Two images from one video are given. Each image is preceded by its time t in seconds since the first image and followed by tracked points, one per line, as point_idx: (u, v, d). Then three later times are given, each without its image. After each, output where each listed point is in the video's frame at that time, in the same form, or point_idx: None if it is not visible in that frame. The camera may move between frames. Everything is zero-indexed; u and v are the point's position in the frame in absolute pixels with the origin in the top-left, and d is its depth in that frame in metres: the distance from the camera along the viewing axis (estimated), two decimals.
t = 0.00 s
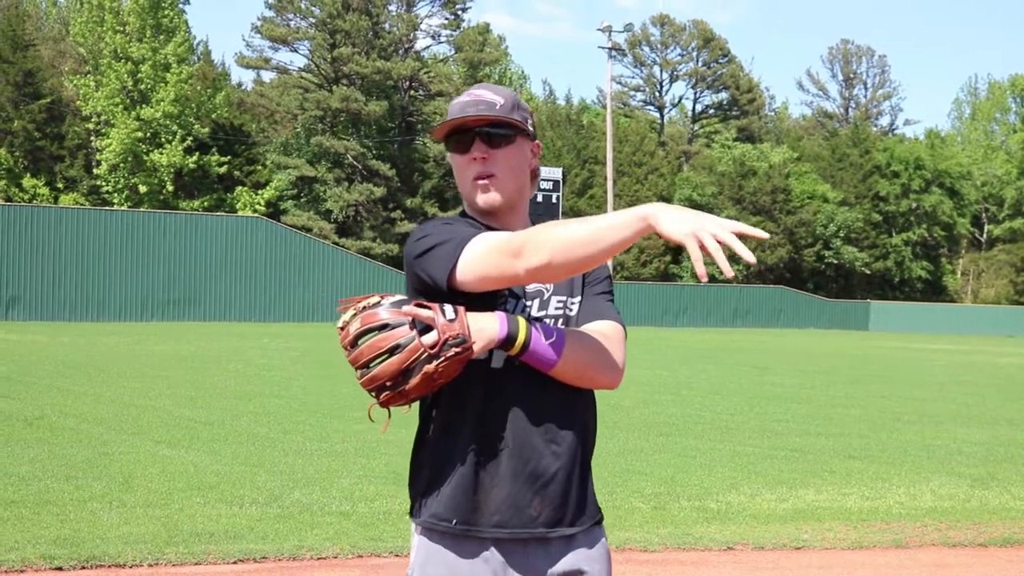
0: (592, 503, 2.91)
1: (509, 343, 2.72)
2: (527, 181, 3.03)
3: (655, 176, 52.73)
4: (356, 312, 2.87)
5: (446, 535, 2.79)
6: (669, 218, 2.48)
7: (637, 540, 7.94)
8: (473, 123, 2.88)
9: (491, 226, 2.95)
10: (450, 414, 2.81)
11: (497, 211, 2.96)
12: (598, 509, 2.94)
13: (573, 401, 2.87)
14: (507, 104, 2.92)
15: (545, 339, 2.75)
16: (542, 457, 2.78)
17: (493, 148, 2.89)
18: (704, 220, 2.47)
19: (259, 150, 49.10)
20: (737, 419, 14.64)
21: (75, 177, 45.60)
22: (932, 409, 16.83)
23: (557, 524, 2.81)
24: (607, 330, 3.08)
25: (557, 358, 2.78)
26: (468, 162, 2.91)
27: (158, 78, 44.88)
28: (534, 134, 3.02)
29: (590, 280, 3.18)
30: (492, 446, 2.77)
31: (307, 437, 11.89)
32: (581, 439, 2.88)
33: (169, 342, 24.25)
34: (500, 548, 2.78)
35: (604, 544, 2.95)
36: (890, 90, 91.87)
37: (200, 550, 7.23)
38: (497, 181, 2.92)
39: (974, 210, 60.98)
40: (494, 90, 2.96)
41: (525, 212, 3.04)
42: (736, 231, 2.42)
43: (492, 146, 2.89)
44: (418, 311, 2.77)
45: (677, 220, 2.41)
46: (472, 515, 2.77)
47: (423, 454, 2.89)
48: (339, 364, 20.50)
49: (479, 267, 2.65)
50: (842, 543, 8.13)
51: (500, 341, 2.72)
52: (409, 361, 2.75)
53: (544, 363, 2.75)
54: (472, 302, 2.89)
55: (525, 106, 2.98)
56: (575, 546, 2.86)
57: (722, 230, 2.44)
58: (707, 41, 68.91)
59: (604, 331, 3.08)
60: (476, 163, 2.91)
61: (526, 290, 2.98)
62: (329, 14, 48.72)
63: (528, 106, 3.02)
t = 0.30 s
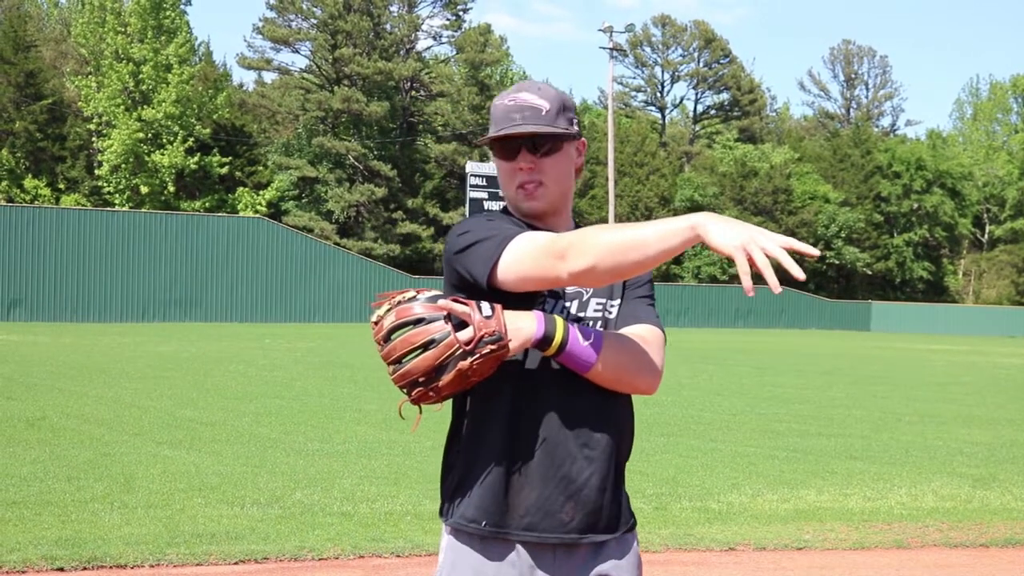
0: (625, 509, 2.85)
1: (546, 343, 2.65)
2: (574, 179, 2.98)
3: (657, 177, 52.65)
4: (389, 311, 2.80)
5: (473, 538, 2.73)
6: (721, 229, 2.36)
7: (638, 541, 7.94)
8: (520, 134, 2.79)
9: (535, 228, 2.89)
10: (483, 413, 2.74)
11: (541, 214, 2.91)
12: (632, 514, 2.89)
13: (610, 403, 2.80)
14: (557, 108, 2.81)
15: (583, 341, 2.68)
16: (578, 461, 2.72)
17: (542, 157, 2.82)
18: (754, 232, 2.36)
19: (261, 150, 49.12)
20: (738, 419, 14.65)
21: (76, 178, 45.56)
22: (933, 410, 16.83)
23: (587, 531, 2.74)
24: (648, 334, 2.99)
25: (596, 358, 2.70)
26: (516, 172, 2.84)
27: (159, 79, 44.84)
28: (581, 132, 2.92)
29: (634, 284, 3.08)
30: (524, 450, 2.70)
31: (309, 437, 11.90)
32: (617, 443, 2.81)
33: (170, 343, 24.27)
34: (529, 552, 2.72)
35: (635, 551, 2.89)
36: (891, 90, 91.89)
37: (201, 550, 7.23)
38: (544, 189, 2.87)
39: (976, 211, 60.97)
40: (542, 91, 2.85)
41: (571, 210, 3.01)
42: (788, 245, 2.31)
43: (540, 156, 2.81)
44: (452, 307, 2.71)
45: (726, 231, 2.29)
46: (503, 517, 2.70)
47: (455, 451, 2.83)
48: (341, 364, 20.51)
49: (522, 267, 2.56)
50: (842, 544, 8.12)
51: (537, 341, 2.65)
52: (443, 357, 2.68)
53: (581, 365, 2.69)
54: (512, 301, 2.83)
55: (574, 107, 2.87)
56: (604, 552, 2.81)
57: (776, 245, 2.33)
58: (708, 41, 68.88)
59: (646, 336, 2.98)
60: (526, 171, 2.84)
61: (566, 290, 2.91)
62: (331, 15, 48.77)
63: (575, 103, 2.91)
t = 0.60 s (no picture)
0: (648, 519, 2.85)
1: (580, 345, 2.63)
2: (617, 184, 2.95)
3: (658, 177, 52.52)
4: (428, 286, 2.75)
5: (498, 539, 2.70)
6: (759, 239, 2.33)
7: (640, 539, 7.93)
8: (564, 121, 2.80)
9: (573, 227, 2.88)
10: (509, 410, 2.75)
11: (582, 211, 2.88)
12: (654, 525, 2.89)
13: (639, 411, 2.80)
14: (603, 97, 2.82)
15: (618, 345, 2.66)
16: (607, 466, 2.72)
17: (586, 145, 2.81)
18: (792, 243, 2.33)
19: (262, 150, 49.17)
20: (740, 418, 14.65)
21: (77, 178, 45.51)
22: (934, 409, 16.82)
23: (610, 538, 2.74)
24: (682, 341, 2.96)
25: (630, 363, 2.68)
26: (558, 159, 2.83)
27: (160, 79, 44.74)
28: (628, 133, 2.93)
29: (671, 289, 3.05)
30: (551, 454, 2.70)
31: (310, 437, 11.91)
32: (644, 453, 2.82)
33: (171, 343, 24.26)
34: (550, 557, 2.71)
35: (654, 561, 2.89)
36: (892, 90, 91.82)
37: (202, 550, 7.23)
38: (586, 179, 2.83)
39: (977, 210, 60.89)
40: (591, 83, 2.87)
41: (610, 217, 2.96)
42: (827, 257, 2.27)
43: (583, 145, 2.81)
44: (491, 298, 2.67)
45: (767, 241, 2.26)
46: (528, 519, 2.69)
47: (482, 451, 2.81)
48: (342, 364, 20.52)
49: (557, 267, 2.53)
50: (843, 543, 8.12)
51: (571, 343, 2.63)
52: (474, 346, 2.66)
53: (616, 369, 2.66)
54: (548, 299, 2.82)
55: (619, 102, 2.89)
56: (625, 560, 2.80)
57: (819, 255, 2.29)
58: (709, 41, 68.77)
59: (680, 345, 2.96)
60: (569, 158, 2.82)
61: (602, 291, 2.90)
62: (331, 15, 48.76)
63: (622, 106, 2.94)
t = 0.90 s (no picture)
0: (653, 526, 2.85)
1: (588, 351, 2.60)
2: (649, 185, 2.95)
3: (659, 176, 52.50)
4: (448, 269, 2.76)
5: (498, 534, 2.74)
6: (773, 267, 2.33)
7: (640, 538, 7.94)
8: (597, 116, 2.80)
9: (600, 223, 2.88)
10: (518, 409, 2.75)
11: (607, 209, 2.89)
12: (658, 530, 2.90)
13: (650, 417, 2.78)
14: (639, 96, 2.81)
15: (627, 355, 2.62)
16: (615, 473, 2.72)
17: (618, 144, 2.81)
18: (809, 272, 2.32)
19: (262, 149, 49.22)
20: (741, 418, 14.66)
21: (77, 177, 45.47)
22: (934, 409, 16.84)
23: (608, 543, 2.73)
24: (699, 356, 2.92)
25: (639, 374, 2.64)
26: (590, 156, 2.82)
27: (160, 78, 44.67)
28: (664, 132, 2.93)
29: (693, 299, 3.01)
30: (556, 457, 2.69)
31: (310, 437, 11.91)
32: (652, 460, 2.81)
33: (172, 342, 24.25)
34: (547, 557, 2.72)
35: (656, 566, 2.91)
36: (893, 89, 91.81)
37: (203, 550, 7.23)
38: (615, 177, 2.83)
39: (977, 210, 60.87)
40: (628, 80, 2.86)
41: (639, 219, 2.96)
42: (843, 289, 2.26)
43: (615, 144, 2.80)
44: (504, 291, 2.68)
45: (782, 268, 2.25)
46: (528, 519, 2.70)
47: (491, 445, 2.82)
48: (342, 364, 20.52)
49: (572, 269, 2.53)
50: (844, 542, 8.13)
51: (579, 348, 2.61)
52: (483, 338, 2.66)
53: (622, 378, 2.63)
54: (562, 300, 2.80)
55: (657, 100, 2.88)
56: (624, 564, 2.80)
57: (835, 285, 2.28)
58: (709, 40, 68.74)
59: (697, 358, 2.92)
60: (599, 155, 2.82)
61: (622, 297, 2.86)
62: (332, 14, 48.74)
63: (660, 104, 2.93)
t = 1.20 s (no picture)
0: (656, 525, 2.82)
1: (550, 362, 2.56)
2: (637, 196, 2.87)
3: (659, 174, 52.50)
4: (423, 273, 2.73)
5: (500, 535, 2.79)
6: (671, 264, 2.29)
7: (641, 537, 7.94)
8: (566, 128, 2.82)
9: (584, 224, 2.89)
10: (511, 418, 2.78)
11: (591, 213, 2.90)
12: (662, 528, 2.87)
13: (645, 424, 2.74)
14: (603, 103, 2.77)
15: (592, 364, 2.55)
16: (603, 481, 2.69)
17: (579, 150, 2.80)
18: (714, 269, 2.29)
19: (262, 149, 49.27)
20: (741, 417, 14.66)
21: (77, 177, 45.43)
22: (934, 408, 16.85)
23: (595, 544, 2.70)
24: (690, 364, 2.70)
25: (606, 382, 2.56)
26: (556, 164, 2.86)
27: (160, 77, 44.57)
28: (656, 138, 2.80)
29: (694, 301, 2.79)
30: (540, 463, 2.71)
31: (310, 436, 11.91)
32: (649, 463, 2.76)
33: (171, 342, 24.21)
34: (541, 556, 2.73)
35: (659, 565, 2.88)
36: (892, 88, 91.79)
37: (203, 549, 7.22)
38: (578, 186, 2.86)
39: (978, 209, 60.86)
40: (605, 81, 2.82)
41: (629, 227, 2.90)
42: (736, 283, 2.23)
43: (574, 151, 2.80)
44: (467, 303, 2.64)
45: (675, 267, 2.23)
46: (522, 520, 2.73)
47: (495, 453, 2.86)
48: (342, 362, 20.57)
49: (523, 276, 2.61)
50: (845, 542, 8.13)
51: (541, 359, 2.58)
52: (448, 351, 2.64)
53: (588, 388, 2.57)
54: (539, 312, 2.83)
55: (638, 108, 2.78)
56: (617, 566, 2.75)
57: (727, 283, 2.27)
58: (710, 40, 68.72)
59: (690, 367, 2.69)
60: (564, 163, 2.84)
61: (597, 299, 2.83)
62: (332, 13, 48.69)
63: (655, 110, 2.80)
